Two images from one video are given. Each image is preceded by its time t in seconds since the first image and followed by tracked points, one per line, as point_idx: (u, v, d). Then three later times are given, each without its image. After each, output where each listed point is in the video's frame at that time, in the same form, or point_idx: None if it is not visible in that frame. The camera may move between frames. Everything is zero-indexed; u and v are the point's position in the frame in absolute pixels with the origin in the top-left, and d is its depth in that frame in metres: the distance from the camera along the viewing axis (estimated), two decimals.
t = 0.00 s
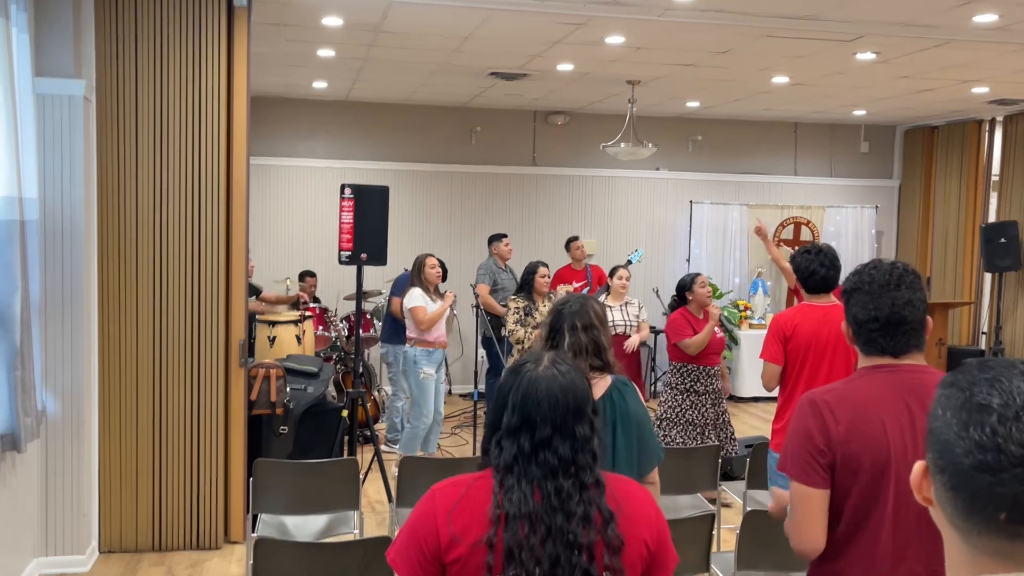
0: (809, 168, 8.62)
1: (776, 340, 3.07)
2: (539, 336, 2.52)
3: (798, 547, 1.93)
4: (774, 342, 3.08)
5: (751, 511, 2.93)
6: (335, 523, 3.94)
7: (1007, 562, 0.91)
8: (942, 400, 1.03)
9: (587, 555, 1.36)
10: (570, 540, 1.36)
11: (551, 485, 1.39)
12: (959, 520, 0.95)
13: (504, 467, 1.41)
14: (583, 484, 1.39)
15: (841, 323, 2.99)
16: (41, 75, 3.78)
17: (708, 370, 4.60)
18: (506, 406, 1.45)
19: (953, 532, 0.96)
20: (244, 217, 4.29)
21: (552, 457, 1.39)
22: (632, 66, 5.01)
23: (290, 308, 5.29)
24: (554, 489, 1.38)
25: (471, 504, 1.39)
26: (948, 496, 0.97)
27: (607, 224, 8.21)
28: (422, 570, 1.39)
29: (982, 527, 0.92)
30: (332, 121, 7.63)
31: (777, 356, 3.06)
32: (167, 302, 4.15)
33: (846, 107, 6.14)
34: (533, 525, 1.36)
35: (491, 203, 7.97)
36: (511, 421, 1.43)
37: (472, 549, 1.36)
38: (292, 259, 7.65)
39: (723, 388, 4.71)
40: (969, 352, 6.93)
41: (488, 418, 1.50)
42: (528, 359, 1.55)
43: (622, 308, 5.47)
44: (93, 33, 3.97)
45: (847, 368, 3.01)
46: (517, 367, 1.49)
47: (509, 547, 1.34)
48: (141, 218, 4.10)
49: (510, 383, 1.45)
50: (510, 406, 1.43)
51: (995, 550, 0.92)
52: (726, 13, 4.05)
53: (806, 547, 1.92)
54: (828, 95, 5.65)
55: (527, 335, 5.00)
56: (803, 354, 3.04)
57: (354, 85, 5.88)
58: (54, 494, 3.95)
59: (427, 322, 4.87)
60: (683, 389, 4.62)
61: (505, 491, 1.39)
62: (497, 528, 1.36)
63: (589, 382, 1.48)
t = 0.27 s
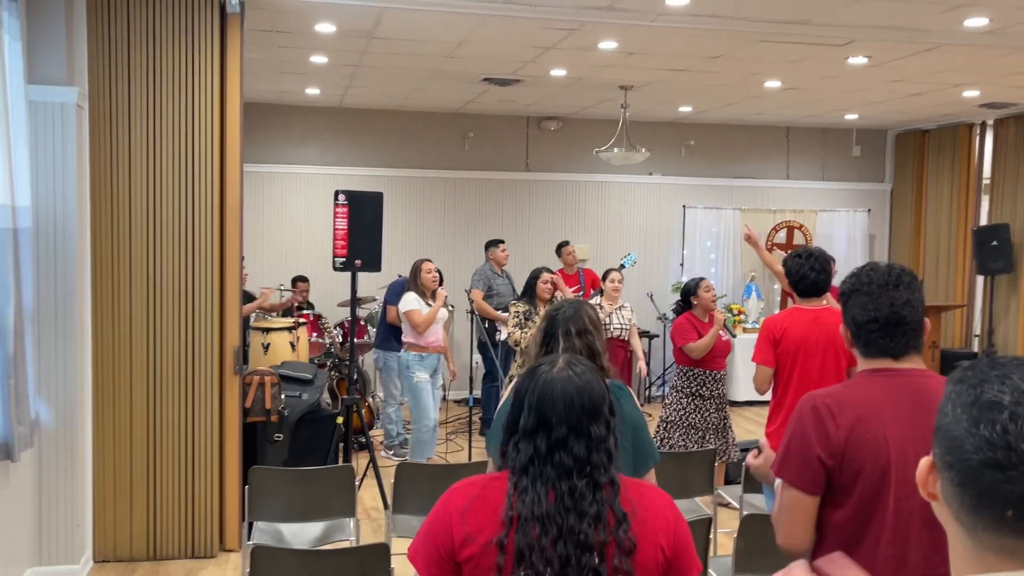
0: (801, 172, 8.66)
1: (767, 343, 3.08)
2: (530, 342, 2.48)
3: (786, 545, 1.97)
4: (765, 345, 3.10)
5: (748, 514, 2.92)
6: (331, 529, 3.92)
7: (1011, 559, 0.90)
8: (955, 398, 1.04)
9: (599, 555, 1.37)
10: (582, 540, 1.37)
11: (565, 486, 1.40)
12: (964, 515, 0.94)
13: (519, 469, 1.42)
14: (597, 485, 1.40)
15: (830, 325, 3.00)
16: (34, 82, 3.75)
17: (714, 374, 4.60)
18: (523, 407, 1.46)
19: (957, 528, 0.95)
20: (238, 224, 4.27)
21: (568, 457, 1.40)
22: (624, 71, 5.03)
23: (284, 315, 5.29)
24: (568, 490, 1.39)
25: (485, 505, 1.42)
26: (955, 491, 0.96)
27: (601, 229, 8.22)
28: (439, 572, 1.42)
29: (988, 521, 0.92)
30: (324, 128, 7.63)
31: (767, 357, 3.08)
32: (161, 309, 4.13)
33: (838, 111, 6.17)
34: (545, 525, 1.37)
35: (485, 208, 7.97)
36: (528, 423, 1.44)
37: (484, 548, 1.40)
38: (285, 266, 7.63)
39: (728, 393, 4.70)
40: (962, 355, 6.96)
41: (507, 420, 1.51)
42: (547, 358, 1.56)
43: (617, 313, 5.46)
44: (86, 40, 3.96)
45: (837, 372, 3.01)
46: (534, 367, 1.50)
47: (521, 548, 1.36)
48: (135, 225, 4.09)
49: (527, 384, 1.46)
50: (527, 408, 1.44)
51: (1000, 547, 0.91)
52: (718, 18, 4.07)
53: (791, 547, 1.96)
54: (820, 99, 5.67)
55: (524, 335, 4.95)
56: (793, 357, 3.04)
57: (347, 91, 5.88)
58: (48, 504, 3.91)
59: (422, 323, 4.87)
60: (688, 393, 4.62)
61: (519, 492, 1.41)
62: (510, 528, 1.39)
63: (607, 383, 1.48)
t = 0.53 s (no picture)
0: (793, 176, 8.68)
1: (755, 347, 3.07)
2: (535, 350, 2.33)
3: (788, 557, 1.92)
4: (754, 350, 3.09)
5: (745, 518, 2.91)
6: (327, 538, 3.90)
7: None
8: (971, 392, 1.03)
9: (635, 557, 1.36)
10: (619, 543, 1.36)
11: (602, 490, 1.39)
12: (983, 515, 0.94)
13: (555, 474, 1.41)
14: (633, 487, 1.39)
15: (818, 329, 3.00)
16: (24, 92, 3.69)
17: (723, 380, 4.60)
18: (559, 412, 1.44)
19: (975, 527, 0.95)
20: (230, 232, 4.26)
21: (605, 462, 1.39)
22: (616, 76, 5.03)
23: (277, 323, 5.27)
24: (605, 493, 1.38)
25: (520, 510, 1.42)
26: (974, 490, 0.96)
27: (594, 235, 8.23)
28: None
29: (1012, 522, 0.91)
30: (315, 136, 7.62)
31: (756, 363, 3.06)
32: (153, 318, 4.12)
33: (829, 115, 6.19)
34: (582, 529, 1.36)
35: (477, 215, 7.97)
36: (564, 428, 1.42)
37: (520, 553, 1.39)
38: (277, 274, 7.60)
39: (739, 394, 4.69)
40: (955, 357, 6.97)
41: (541, 426, 1.50)
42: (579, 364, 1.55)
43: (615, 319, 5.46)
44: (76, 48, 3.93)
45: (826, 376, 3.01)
46: (568, 372, 1.49)
47: (559, 552, 1.36)
48: (127, 234, 4.07)
49: (562, 390, 1.44)
50: (563, 413, 1.43)
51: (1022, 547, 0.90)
52: (710, 22, 4.07)
53: (796, 556, 1.91)
54: (811, 103, 5.69)
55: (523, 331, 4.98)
56: (782, 361, 3.03)
57: (338, 99, 5.88)
58: (42, 519, 3.83)
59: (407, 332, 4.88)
60: (699, 399, 4.63)
61: (555, 497, 1.40)
62: (546, 533, 1.38)
63: (642, 387, 1.48)
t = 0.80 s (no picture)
0: (786, 180, 8.72)
1: (750, 350, 3.10)
2: (556, 353, 2.33)
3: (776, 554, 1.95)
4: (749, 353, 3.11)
5: (743, 523, 2.92)
6: (326, 546, 3.89)
7: None
8: (984, 389, 1.04)
9: (660, 554, 1.39)
10: (645, 540, 1.39)
11: (624, 488, 1.42)
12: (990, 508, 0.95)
13: (578, 476, 1.44)
14: (655, 484, 1.43)
15: (812, 331, 3.01)
16: (19, 101, 3.69)
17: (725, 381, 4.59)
18: (578, 416, 1.49)
19: (982, 522, 0.96)
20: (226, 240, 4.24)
21: (627, 459, 1.43)
22: (609, 82, 5.05)
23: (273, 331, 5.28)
24: (628, 491, 1.42)
25: (544, 519, 1.42)
26: (983, 485, 0.97)
27: (588, 239, 8.25)
28: None
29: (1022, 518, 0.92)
30: (309, 143, 7.62)
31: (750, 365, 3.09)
32: (150, 327, 4.11)
33: (821, 118, 6.22)
34: (609, 529, 1.39)
35: (472, 221, 7.98)
36: (585, 430, 1.46)
37: (547, 561, 1.38)
38: (272, 282, 7.60)
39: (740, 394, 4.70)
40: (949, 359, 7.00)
41: (558, 434, 1.54)
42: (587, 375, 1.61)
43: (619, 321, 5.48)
44: (70, 56, 3.93)
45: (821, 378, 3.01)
46: (580, 380, 1.54)
47: (586, 554, 1.37)
48: (123, 243, 4.07)
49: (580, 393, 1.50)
50: (583, 415, 1.47)
51: None
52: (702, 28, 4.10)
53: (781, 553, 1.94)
54: (804, 107, 5.72)
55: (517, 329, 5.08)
56: (776, 363, 3.04)
57: (332, 106, 5.88)
58: (38, 528, 3.83)
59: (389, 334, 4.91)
60: (701, 400, 4.64)
61: (579, 498, 1.42)
62: (572, 538, 1.39)
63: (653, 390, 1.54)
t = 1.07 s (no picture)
0: (783, 183, 8.72)
1: (751, 354, 3.10)
2: (586, 356, 2.53)
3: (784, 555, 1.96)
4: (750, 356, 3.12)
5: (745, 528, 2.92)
6: (327, 553, 3.88)
7: None
8: (996, 388, 1.04)
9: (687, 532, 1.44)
10: (674, 519, 1.44)
11: (648, 472, 1.47)
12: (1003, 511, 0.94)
13: (602, 465, 1.46)
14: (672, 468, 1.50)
15: (813, 334, 3.00)
16: (15, 110, 3.69)
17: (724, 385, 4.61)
18: (594, 409, 1.52)
19: (995, 524, 0.95)
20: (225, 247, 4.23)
21: (649, 442, 1.49)
22: (607, 87, 5.06)
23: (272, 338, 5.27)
24: (652, 474, 1.47)
25: (565, 527, 1.41)
26: (995, 487, 0.96)
27: (586, 244, 8.25)
28: None
29: None
30: (305, 150, 7.61)
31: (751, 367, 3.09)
32: (149, 335, 4.10)
33: (818, 121, 6.24)
34: (640, 511, 1.42)
35: (470, 226, 7.98)
36: (606, 418, 1.50)
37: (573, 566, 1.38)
38: (270, 289, 7.59)
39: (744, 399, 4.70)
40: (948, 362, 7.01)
41: (564, 436, 1.54)
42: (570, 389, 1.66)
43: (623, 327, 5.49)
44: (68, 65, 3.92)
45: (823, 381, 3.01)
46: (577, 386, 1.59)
47: (621, 540, 1.39)
48: (122, 251, 4.06)
49: (592, 388, 1.55)
50: (601, 406, 1.52)
51: None
52: (699, 32, 4.10)
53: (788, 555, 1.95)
54: (801, 110, 5.73)
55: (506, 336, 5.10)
56: (777, 366, 3.04)
57: (329, 113, 5.88)
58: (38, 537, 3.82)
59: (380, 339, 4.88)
60: (701, 405, 4.65)
61: (603, 488, 1.44)
62: (598, 536, 1.40)
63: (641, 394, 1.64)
